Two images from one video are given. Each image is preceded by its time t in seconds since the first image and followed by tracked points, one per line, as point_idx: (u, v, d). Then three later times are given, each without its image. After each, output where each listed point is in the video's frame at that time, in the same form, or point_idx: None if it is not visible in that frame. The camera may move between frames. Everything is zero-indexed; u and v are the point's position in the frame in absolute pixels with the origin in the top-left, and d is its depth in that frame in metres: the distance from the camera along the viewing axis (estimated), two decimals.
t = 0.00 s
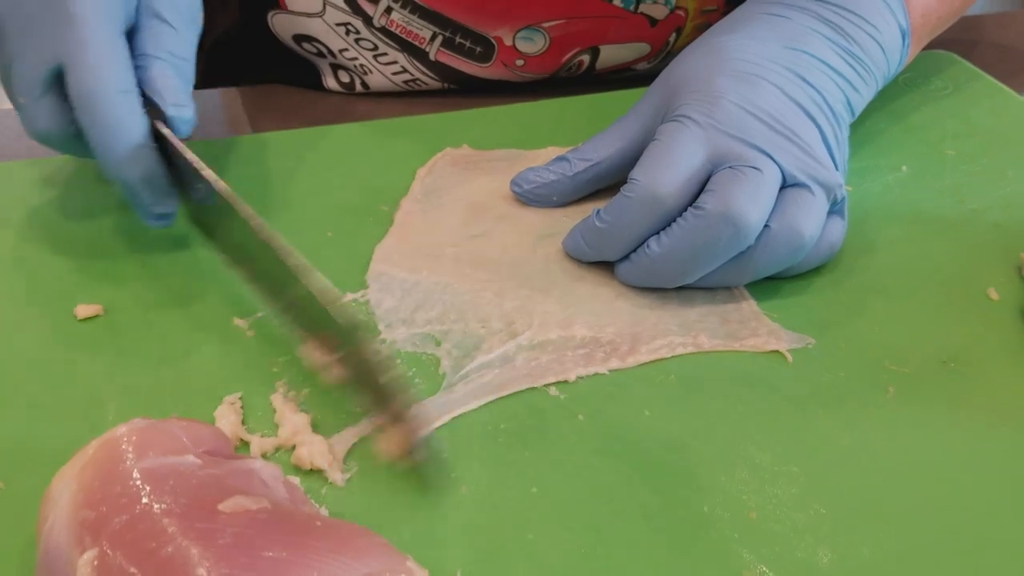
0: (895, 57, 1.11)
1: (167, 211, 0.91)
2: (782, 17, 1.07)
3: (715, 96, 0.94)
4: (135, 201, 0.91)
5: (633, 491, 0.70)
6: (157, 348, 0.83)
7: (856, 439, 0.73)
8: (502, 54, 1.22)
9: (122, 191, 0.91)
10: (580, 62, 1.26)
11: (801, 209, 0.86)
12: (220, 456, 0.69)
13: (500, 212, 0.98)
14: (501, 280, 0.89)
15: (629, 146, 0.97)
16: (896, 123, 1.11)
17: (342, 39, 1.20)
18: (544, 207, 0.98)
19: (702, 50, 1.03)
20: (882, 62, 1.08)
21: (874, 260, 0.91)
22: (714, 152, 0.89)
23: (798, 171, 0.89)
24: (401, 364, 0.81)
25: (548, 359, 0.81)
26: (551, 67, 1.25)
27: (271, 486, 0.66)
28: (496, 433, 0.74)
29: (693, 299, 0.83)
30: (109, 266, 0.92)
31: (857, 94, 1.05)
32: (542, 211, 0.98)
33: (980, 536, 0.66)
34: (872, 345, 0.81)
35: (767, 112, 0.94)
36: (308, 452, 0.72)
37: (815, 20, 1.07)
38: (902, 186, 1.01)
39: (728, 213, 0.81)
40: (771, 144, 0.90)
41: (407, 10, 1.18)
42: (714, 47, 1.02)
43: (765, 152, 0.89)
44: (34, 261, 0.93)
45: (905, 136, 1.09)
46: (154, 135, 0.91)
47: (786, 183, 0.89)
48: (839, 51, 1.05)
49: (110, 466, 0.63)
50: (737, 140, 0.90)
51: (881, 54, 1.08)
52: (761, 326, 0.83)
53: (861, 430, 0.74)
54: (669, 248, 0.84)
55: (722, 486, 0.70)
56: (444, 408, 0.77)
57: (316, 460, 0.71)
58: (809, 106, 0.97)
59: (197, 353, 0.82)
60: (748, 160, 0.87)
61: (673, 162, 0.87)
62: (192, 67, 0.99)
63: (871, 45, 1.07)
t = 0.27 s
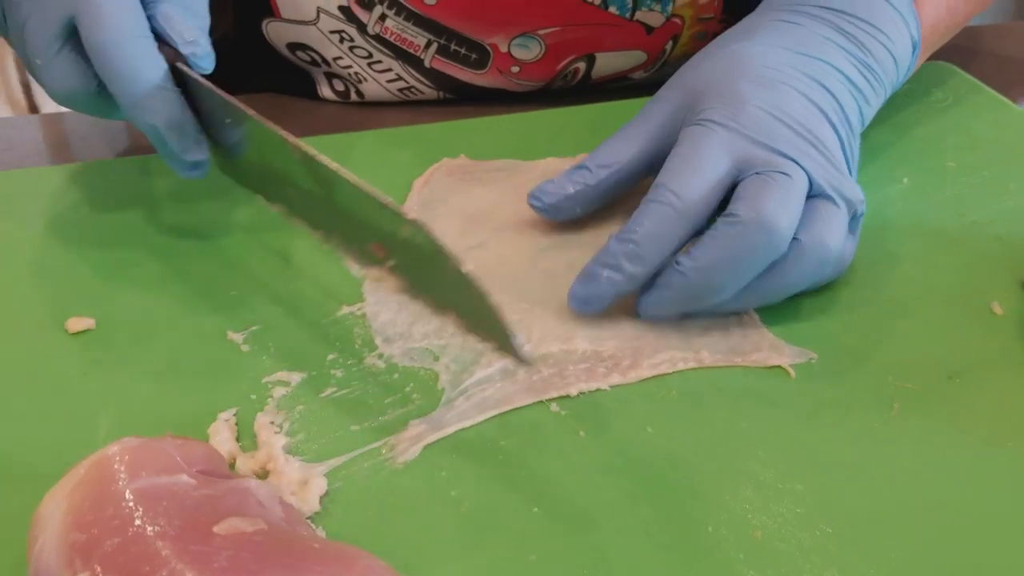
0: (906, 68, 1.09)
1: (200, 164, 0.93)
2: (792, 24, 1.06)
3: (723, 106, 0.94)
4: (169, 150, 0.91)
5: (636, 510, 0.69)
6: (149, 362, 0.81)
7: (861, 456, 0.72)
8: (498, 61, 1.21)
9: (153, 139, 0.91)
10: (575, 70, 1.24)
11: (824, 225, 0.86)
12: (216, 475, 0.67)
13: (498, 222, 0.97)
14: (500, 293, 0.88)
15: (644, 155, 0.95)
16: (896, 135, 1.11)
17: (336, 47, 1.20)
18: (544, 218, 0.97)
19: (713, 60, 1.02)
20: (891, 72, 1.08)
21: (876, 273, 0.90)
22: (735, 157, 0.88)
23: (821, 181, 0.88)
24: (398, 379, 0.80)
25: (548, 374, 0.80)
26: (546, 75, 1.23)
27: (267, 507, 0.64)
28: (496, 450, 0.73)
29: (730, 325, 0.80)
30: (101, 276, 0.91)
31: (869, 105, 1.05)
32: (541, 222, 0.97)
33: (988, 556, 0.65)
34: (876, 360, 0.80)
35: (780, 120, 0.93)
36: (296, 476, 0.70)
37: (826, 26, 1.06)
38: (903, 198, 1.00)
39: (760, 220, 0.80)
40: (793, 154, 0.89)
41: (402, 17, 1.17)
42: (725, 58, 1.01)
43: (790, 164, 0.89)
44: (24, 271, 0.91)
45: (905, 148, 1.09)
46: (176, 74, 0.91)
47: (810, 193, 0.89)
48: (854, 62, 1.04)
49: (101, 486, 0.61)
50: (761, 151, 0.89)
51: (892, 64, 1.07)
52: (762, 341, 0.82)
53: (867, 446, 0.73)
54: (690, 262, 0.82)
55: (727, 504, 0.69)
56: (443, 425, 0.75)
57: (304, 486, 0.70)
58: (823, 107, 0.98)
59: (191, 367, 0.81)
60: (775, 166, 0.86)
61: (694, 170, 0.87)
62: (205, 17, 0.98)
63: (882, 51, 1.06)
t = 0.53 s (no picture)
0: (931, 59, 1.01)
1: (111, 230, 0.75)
2: (809, 32, 0.96)
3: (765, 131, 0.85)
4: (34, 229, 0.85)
5: (635, 527, 0.69)
6: (143, 378, 0.80)
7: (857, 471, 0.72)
8: (491, 66, 1.17)
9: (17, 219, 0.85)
10: (569, 74, 1.20)
11: (916, 232, 0.77)
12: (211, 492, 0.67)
13: (493, 231, 0.96)
14: (496, 304, 0.87)
15: (690, 204, 0.87)
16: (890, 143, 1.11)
17: (329, 54, 1.17)
18: (539, 228, 0.97)
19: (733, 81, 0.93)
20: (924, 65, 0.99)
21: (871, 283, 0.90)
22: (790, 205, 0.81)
23: (893, 175, 0.79)
24: (393, 394, 0.79)
25: (544, 389, 0.80)
26: (541, 79, 1.19)
27: (264, 524, 0.64)
28: (493, 467, 0.73)
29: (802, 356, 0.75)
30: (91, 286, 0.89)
31: (908, 101, 0.95)
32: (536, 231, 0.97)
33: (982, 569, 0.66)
34: (872, 373, 0.80)
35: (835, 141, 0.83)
36: (286, 492, 0.70)
37: (846, 28, 0.96)
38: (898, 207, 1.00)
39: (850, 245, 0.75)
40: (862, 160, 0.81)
41: (394, 22, 1.13)
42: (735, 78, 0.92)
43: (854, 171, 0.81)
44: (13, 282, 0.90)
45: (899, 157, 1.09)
46: (53, 148, 0.84)
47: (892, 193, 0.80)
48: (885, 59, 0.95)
49: (95, 504, 0.60)
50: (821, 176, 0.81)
51: (921, 57, 0.98)
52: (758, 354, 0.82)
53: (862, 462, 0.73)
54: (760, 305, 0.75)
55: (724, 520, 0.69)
56: (439, 442, 0.75)
57: (293, 502, 0.69)
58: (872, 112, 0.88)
59: (184, 381, 0.80)
60: (850, 178, 0.79)
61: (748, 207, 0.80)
62: (98, 73, 0.91)
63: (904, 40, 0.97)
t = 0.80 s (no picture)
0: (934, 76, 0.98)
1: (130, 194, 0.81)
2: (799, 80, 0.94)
3: (742, 189, 0.85)
4: (51, 204, 0.84)
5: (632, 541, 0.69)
6: (140, 388, 0.80)
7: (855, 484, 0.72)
8: (479, 60, 1.15)
9: (34, 195, 0.84)
10: (558, 60, 1.18)
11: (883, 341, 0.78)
12: (206, 505, 0.66)
13: (491, 241, 0.96)
14: (493, 315, 0.87)
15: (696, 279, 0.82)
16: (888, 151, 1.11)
17: (315, 67, 1.15)
18: (536, 237, 0.96)
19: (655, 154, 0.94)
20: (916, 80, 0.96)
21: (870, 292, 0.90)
22: (724, 242, 0.82)
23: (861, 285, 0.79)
24: (391, 405, 0.79)
25: (542, 401, 0.80)
26: (531, 69, 1.17)
27: (259, 538, 0.63)
28: (492, 480, 0.73)
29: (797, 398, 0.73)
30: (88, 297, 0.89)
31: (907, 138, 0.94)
32: (533, 240, 0.96)
33: None
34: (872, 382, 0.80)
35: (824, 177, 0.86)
36: (286, 503, 0.70)
37: (834, 64, 0.95)
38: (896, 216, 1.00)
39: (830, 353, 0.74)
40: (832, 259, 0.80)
41: (379, 28, 1.10)
42: (691, 141, 0.92)
43: (824, 222, 0.83)
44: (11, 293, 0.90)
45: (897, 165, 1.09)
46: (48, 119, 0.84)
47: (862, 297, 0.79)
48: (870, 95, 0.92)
49: (89, 520, 0.60)
50: (790, 232, 0.82)
51: (917, 80, 0.96)
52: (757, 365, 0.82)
53: (859, 475, 0.73)
54: (700, 332, 0.77)
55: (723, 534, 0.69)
56: (436, 455, 0.75)
57: (292, 514, 0.69)
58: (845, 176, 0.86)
59: (180, 393, 0.80)
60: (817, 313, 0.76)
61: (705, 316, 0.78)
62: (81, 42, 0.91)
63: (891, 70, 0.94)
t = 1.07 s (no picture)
0: None
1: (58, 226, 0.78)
2: None
3: (644, 17, 0.96)
4: None
5: (620, 552, 0.68)
6: (127, 400, 0.80)
7: (846, 494, 0.71)
8: (415, 65, 1.16)
9: None
10: (492, 56, 1.19)
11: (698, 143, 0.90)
12: (193, 520, 0.65)
13: (482, 252, 0.96)
14: (483, 327, 0.88)
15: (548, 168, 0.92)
16: (879, 161, 1.12)
17: (245, 86, 1.14)
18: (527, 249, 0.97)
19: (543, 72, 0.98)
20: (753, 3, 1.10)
21: (859, 302, 0.90)
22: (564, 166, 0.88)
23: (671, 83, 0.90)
24: (379, 417, 0.79)
25: (531, 411, 0.79)
26: (465, 68, 1.18)
27: (245, 551, 0.63)
28: (479, 490, 0.73)
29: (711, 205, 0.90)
30: (79, 309, 0.90)
31: (729, 35, 1.04)
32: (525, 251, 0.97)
33: None
34: (861, 393, 0.80)
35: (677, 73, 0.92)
36: (274, 516, 0.70)
37: None
38: (887, 226, 1.01)
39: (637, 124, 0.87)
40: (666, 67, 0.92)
41: (310, 41, 1.11)
42: (584, 27, 0.98)
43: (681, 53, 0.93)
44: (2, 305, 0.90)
45: (888, 175, 1.09)
46: None
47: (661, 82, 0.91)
48: None
49: (75, 537, 0.60)
50: (677, 41, 0.94)
51: None
52: (747, 374, 0.82)
53: (851, 484, 0.72)
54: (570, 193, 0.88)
55: (712, 544, 0.68)
56: (424, 466, 0.75)
57: (280, 528, 0.69)
58: (674, 61, 0.93)
59: (169, 404, 0.80)
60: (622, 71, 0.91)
61: (596, 101, 0.90)
62: None
63: None
